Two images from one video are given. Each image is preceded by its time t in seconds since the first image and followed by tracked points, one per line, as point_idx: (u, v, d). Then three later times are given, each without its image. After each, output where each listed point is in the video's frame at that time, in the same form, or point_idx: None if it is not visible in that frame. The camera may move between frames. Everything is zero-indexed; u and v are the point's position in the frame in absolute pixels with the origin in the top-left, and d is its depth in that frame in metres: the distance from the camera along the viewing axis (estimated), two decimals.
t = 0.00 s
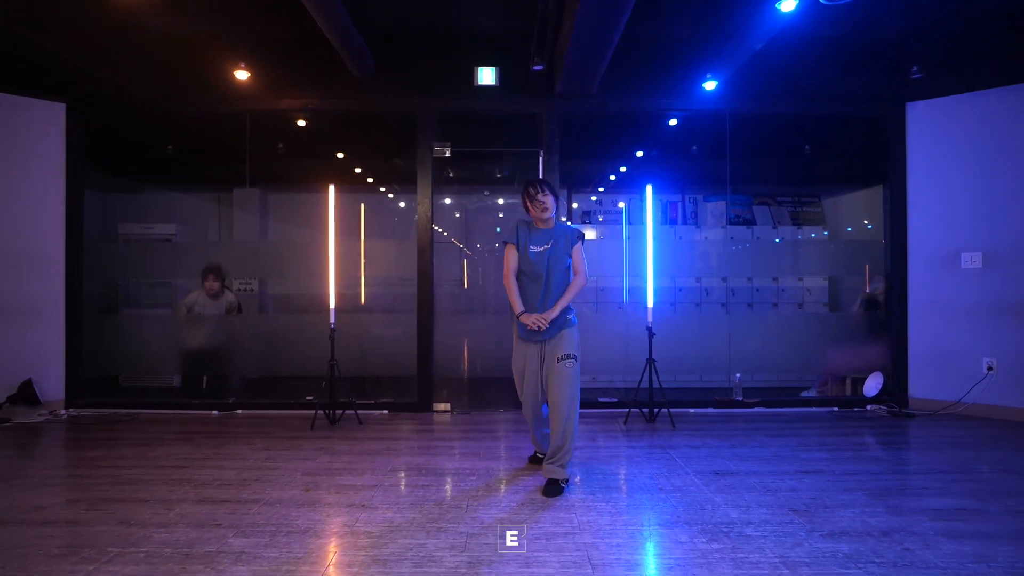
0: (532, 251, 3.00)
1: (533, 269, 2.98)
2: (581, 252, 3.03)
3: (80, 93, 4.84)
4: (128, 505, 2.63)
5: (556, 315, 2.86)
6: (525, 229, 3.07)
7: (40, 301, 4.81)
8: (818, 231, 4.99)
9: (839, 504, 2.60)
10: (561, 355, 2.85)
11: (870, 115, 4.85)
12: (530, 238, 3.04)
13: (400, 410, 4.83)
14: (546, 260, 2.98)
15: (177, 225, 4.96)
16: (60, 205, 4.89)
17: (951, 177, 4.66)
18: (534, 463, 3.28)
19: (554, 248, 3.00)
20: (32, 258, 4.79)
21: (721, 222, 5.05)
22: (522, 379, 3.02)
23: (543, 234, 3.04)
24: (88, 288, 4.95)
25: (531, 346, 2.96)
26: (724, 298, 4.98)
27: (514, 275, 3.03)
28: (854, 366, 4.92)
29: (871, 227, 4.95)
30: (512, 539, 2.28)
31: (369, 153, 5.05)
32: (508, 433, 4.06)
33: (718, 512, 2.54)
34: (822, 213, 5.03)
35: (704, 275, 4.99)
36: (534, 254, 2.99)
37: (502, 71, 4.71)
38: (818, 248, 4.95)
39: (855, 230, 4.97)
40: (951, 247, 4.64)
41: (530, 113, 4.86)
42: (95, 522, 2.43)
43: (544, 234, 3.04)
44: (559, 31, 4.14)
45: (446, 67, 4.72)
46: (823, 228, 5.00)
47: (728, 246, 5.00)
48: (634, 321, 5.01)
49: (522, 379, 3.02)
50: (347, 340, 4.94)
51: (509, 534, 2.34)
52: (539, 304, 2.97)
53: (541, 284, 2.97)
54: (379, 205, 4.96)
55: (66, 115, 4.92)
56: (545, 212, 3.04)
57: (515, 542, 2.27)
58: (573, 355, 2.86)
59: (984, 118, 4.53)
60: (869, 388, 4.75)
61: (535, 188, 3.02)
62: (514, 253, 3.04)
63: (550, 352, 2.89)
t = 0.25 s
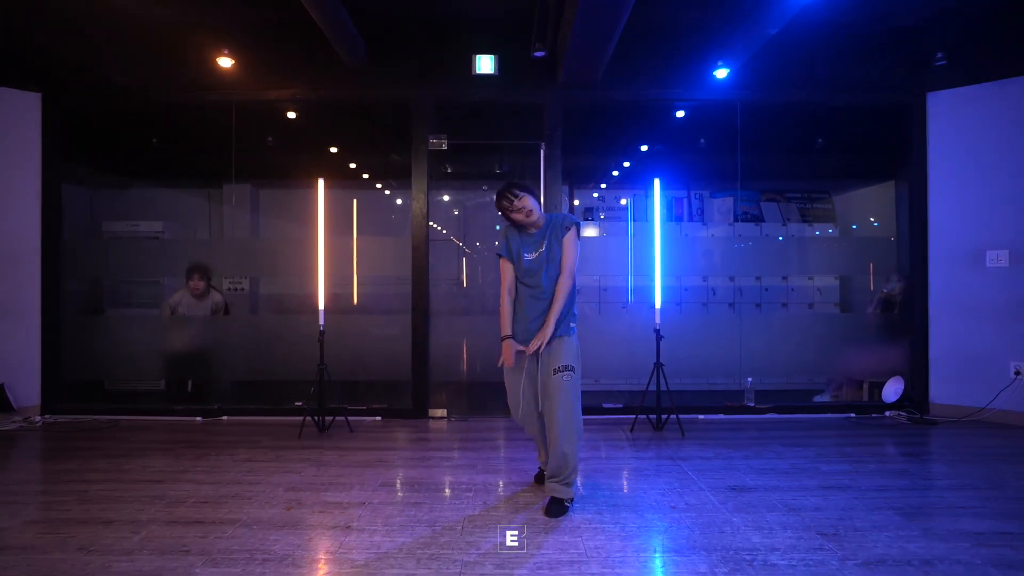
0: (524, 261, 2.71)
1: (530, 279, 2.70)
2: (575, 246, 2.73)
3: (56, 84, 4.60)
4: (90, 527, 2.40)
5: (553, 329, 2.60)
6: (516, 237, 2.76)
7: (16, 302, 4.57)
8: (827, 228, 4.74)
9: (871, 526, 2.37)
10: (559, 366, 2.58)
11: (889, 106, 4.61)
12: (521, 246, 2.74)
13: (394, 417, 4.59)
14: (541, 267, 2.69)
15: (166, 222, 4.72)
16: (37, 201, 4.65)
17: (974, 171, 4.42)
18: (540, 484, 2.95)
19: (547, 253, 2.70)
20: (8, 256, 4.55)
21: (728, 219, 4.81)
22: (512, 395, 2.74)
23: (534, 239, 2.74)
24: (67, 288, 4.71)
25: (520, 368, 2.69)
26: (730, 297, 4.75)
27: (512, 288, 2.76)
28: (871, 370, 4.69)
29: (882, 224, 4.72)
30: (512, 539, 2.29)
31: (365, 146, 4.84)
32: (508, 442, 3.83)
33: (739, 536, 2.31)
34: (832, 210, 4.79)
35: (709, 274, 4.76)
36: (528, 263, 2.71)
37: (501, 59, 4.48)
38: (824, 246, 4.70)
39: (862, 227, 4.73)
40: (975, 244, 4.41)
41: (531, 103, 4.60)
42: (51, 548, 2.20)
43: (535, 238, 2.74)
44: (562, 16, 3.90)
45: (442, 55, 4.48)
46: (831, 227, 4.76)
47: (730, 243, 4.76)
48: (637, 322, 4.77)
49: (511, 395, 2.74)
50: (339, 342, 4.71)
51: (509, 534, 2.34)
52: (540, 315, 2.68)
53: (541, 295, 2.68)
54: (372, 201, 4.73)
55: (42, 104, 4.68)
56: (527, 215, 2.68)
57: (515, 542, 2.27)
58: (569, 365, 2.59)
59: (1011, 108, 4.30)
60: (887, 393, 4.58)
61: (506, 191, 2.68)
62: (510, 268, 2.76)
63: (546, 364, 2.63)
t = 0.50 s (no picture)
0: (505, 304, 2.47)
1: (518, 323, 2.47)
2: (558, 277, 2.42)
3: (47, 78, 4.51)
4: (70, 537, 2.29)
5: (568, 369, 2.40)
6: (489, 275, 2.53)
7: (4, 301, 4.46)
8: (835, 226, 4.68)
9: (890, 536, 2.26)
10: (565, 402, 2.34)
11: (899, 101, 4.50)
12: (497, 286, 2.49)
13: (392, 419, 4.47)
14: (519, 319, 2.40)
15: (161, 220, 4.61)
16: (25, 198, 4.53)
17: (987, 167, 4.31)
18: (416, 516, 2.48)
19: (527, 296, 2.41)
20: None
21: (732, 217, 4.70)
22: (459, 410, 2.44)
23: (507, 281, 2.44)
24: (57, 287, 4.60)
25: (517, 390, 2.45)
26: (733, 296, 4.64)
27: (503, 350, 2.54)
28: (881, 371, 4.58)
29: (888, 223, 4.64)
30: (512, 540, 2.27)
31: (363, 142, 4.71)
32: (509, 446, 3.72)
33: (751, 546, 2.20)
34: (837, 207, 4.72)
35: (712, 273, 4.65)
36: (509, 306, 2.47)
37: (501, 53, 4.37)
38: (828, 245, 4.63)
39: (864, 227, 4.66)
40: (988, 242, 4.30)
41: (533, 97, 4.48)
42: (27, 559, 2.09)
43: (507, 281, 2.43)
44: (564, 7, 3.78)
45: (441, 48, 4.37)
46: (838, 224, 4.68)
47: (733, 242, 4.66)
48: (641, 321, 4.67)
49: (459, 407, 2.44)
50: (335, 343, 4.60)
51: (509, 534, 2.32)
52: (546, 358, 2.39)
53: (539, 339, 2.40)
54: (370, 198, 4.62)
55: (31, 98, 4.56)
56: (489, 261, 2.43)
57: (515, 542, 2.25)
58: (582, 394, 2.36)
59: None
60: (898, 394, 4.44)
61: (472, 232, 2.40)
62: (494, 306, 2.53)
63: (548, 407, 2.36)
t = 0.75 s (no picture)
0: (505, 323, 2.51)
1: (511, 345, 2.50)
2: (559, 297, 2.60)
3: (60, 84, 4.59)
4: (93, 528, 2.39)
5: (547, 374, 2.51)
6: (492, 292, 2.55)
7: (18, 303, 4.56)
8: (831, 230, 4.82)
9: (878, 527, 2.36)
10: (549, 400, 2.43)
11: (892, 108, 4.61)
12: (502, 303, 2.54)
13: (396, 419, 4.51)
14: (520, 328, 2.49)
15: (169, 224, 4.76)
16: (38, 203, 4.63)
17: (978, 172, 4.41)
18: (421, 511, 2.56)
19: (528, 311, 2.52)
20: (10, 257, 4.54)
21: (730, 221, 4.83)
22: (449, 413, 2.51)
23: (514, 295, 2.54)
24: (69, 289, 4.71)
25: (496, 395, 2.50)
26: (732, 299, 4.74)
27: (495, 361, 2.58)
28: (875, 371, 4.69)
29: (883, 227, 4.75)
30: (512, 539, 2.28)
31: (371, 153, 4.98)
32: (512, 444, 3.82)
33: (745, 536, 2.30)
34: (833, 211, 4.92)
35: (711, 276, 4.76)
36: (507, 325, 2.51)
37: (503, 61, 4.48)
38: (827, 247, 4.75)
39: (862, 230, 4.80)
40: (979, 245, 4.40)
41: (535, 104, 4.59)
42: (54, 548, 2.19)
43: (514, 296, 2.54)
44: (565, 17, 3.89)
45: (445, 57, 4.48)
46: (834, 228, 4.84)
47: (733, 246, 4.77)
48: (640, 322, 4.78)
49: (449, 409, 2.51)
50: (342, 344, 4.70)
51: (509, 534, 2.34)
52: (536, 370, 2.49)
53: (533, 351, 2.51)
54: (375, 203, 4.79)
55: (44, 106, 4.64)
56: (504, 273, 2.48)
57: (515, 542, 2.27)
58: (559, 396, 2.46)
59: (1014, 110, 4.30)
60: (892, 394, 4.51)
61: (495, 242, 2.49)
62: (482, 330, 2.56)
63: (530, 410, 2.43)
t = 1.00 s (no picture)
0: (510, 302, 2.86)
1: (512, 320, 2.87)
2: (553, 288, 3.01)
3: (87, 97, 4.85)
4: (138, 506, 2.64)
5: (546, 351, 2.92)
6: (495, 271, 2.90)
7: (46, 304, 4.81)
8: (819, 234, 5.04)
9: (847, 506, 2.61)
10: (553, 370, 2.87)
11: (874, 120, 4.87)
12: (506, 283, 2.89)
13: (406, 413, 4.82)
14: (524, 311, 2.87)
15: (183, 228, 4.98)
16: (66, 209, 4.89)
17: (954, 180, 4.68)
18: (432, 496, 2.80)
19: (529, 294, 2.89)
20: (39, 261, 4.79)
21: (724, 225, 5.09)
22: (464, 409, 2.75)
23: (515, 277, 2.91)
24: (94, 292, 4.96)
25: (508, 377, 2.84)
26: (726, 300, 5.00)
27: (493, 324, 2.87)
28: (858, 369, 4.94)
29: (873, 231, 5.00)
30: (512, 539, 2.30)
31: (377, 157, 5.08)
32: (515, 436, 4.07)
33: (727, 513, 2.56)
34: (824, 216, 5.11)
35: (706, 278, 5.01)
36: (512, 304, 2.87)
37: (507, 76, 4.74)
38: (819, 252, 4.99)
39: (856, 234, 5.01)
40: (955, 250, 4.66)
41: (537, 116, 4.85)
42: (107, 523, 2.44)
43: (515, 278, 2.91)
44: (565, 36, 4.15)
45: (452, 72, 4.75)
46: (824, 233, 5.06)
47: (729, 249, 5.02)
48: (637, 323, 5.03)
49: (464, 406, 2.76)
50: (353, 343, 4.95)
51: (509, 534, 2.35)
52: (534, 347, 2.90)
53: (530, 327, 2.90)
54: (382, 208, 4.99)
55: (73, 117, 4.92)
56: (504, 253, 2.86)
57: (515, 542, 2.29)
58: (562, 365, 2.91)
59: (988, 122, 4.56)
60: (873, 391, 4.79)
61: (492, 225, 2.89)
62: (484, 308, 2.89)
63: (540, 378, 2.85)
